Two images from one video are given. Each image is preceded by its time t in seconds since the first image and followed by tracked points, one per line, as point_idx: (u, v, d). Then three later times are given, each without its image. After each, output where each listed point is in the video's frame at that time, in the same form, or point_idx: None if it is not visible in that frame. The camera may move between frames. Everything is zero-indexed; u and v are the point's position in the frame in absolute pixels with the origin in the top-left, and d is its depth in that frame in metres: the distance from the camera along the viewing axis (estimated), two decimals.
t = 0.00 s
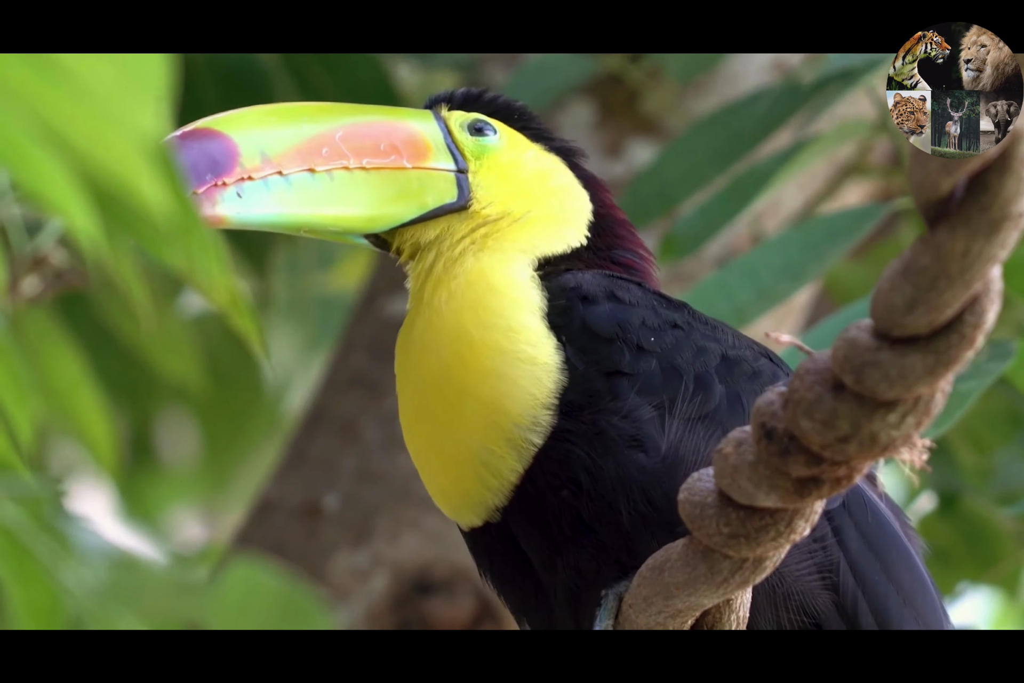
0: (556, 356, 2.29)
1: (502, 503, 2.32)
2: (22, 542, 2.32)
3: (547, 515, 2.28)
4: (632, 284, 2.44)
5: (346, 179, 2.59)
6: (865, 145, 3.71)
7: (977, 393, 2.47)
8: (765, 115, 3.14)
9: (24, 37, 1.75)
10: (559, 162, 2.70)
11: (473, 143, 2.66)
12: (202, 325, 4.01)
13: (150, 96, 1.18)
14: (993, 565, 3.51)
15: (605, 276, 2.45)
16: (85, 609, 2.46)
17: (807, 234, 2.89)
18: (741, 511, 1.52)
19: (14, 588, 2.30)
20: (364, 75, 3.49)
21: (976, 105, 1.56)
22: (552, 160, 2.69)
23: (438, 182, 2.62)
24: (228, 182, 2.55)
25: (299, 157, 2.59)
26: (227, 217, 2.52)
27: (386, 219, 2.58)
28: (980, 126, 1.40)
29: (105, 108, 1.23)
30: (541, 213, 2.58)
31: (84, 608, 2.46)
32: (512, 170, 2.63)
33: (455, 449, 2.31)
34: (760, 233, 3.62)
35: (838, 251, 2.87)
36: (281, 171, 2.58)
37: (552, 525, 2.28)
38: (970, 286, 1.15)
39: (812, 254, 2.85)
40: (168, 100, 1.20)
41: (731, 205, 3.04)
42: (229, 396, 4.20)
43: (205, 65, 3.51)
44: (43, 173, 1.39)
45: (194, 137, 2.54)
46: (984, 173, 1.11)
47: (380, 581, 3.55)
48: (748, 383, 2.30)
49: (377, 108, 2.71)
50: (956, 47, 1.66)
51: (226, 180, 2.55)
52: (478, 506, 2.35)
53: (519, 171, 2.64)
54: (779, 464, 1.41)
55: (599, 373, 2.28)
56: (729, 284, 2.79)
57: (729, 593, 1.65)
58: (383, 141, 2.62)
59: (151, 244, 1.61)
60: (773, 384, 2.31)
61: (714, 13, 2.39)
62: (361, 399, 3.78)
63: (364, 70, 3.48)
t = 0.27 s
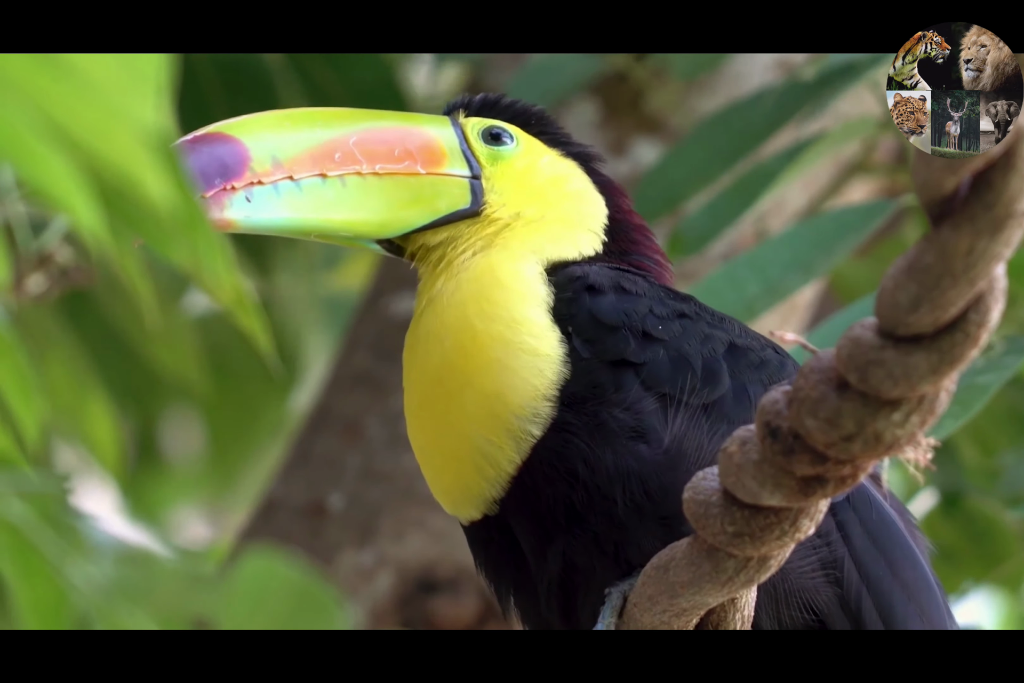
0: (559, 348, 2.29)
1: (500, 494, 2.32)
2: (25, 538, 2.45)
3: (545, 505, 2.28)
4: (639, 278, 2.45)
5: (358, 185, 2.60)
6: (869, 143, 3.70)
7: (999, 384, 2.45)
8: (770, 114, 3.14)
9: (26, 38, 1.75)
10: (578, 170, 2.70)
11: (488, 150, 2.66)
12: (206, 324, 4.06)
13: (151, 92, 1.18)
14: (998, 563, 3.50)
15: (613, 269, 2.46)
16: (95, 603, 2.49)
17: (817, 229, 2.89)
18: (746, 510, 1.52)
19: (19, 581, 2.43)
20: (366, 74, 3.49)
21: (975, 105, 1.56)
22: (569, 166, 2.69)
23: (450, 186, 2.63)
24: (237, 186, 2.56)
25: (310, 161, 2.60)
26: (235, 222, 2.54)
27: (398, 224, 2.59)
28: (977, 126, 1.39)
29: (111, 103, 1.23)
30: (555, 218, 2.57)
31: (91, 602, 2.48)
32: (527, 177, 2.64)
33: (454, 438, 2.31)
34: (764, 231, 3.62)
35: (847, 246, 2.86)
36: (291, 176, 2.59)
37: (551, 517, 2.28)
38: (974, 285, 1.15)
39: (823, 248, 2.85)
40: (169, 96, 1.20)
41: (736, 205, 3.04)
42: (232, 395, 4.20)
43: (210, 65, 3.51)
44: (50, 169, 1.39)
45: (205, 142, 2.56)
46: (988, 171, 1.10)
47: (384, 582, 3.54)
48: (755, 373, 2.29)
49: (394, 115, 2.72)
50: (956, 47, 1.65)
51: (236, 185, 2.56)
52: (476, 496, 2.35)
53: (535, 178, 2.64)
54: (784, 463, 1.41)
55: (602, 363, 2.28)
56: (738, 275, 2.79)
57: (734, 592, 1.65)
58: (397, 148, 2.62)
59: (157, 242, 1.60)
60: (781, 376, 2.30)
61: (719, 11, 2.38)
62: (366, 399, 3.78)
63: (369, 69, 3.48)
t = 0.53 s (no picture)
0: (558, 346, 2.29)
1: (495, 493, 2.33)
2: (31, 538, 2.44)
3: (541, 502, 2.27)
4: (641, 274, 2.45)
5: (371, 194, 2.60)
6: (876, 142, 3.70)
7: (1005, 387, 2.45)
8: (776, 112, 3.14)
9: (37, 37, 1.75)
10: (595, 180, 2.70)
11: (505, 159, 2.67)
12: (212, 322, 4.07)
13: (156, 96, 1.18)
14: (1005, 561, 3.50)
15: (616, 267, 2.47)
16: (101, 604, 2.46)
17: (825, 229, 2.89)
18: (751, 509, 1.52)
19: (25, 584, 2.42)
20: (368, 81, 3.51)
21: (972, 106, 1.58)
22: (584, 176, 2.69)
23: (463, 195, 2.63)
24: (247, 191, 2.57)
25: (322, 170, 2.61)
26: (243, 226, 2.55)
27: (409, 235, 2.61)
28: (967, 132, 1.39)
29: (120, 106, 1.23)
30: (567, 230, 2.58)
31: (97, 602, 2.45)
32: (541, 188, 2.64)
33: (450, 434, 2.32)
34: (770, 229, 3.62)
35: (853, 246, 2.86)
36: (302, 182, 2.60)
37: (548, 512, 2.28)
38: (980, 284, 1.15)
39: (830, 248, 2.84)
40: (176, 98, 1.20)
41: (741, 204, 3.04)
42: (238, 393, 4.21)
43: (211, 67, 3.51)
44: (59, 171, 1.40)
45: (216, 148, 2.59)
46: (994, 170, 1.10)
47: (391, 581, 3.57)
48: (759, 362, 2.30)
49: (411, 122, 2.72)
50: (956, 48, 1.66)
51: (246, 190, 2.57)
52: (471, 494, 2.35)
53: (552, 189, 2.64)
54: (791, 462, 1.41)
55: (602, 356, 2.28)
56: (745, 274, 2.79)
57: (740, 591, 1.65)
58: (413, 156, 2.62)
59: (162, 242, 1.60)
60: (786, 368, 2.30)
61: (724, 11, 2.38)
62: (371, 398, 3.79)
63: (375, 68, 3.48)
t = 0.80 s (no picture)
0: (561, 345, 2.30)
1: (492, 486, 2.34)
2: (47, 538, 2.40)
3: (542, 502, 2.28)
4: (647, 275, 2.45)
5: (393, 199, 2.61)
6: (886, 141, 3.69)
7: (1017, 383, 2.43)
8: (787, 112, 3.13)
9: (49, 38, 1.76)
10: (623, 194, 2.70)
11: (532, 170, 2.67)
12: (223, 322, 4.02)
13: (169, 98, 1.19)
14: (1017, 562, 3.48)
15: (622, 268, 2.47)
16: (114, 604, 2.45)
17: (833, 227, 2.88)
18: (762, 508, 1.52)
19: (38, 585, 2.40)
20: (374, 83, 3.51)
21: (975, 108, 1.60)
22: (610, 188, 2.70)
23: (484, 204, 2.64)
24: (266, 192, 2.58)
25: (345, 174, 2.61)
26: (259, 227, 2.56)
27: (428, 242, 2.62)
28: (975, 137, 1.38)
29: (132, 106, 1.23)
30: (589, 241, 2.59)
31: (112, 604, 2.44)
32: (566, 199, 2.65)
33: (449, 425, 2.35)
34: (781, 230, 3.61)
35: (864, 244, 2.86)
36: (323, 184, 2.61)
37: (549, 509, 2.28)
38: (991, 284, 1.15)
39: (841, 247, 2.84)
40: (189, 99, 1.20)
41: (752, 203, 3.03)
42: (248, 394, 4.21)
43: (218, 70, 3.51)
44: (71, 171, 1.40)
45: (239, 146, 2.60)
46: (1005, 170, 1.10)
47: (402, 580, 3.58)
48: (764, 360, 2.28)
49: (442, 129, 2.73)
50: (957, 47, 1.67)
51: (264, 190, 2.58)
52: (468, 487, 2.37)
53: (578, 201, 2.65)
54: (801, 462, 1.41)
55: (606, 357, 2.29)
56: (755, 272, 2.80)
57: (751, 591, 1.65)
58: (438, 163, 2.62)
59: (174, 246, 1.60)
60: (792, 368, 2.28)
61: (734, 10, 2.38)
62: (381, 399, 3.80)
63: (384, 69, 3.49)
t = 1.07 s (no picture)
0: (573, 349, 2.30)
1: (503, 491, 2.34)
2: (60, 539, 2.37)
3: (551, 505, 2.28)
4: (658, 279, 2.45)
5: (415, 204, 2.61)
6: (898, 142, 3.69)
7: None
8: (798, 113, 3.13)
9: (62, 40, 1.76)
10: (648, 204, 2.70)
11: (558, 178, 2.67)
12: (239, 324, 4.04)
13: (188, 101, 1.18)
14: None
15: (632, 272, 2.47)
16: (132, 603, 2.41)
17: (846, 227, 2.87)
18: (774, 511, 1.52)
19: (53, 585, 2.36)
20: (383, 84, 3.52)
21: (975, 105, 1.90)
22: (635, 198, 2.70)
23: (505, 210, 2.65)
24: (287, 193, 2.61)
25: (369, 177, 2.63)
26: (279, 228, 2.59)
27: (450, 247, 2.63)
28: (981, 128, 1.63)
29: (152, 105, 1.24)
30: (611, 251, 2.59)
31: (131, 602, 2.40)
32: (589, 208, 2.65)
33: (460, 428, 2.35)
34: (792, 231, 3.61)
35: (875, 245, 2.84)
36: (346, 187, 2.62)
37: (559, 513, 2.28)
38: (1003, 286, 1.15)
39: (850, 248, 2.83)
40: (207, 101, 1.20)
41: (763, 204, 3.03)
42: (260, 396, 4.23)
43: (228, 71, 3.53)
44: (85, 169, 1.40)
45: (265, 147, 2.64)
46: (1017, 171, 1.10)
47: (414, 582, 3.58)
48: (774, 367, 2.27)
49: (470, 135, 2.73)
50: (956, 48, 1.99)
51: (286, 191, 2.61)
52: (479, 492, 2.37)
53: (602, 211, 2.65)
54: (813, 464, 1.41)
55: (616, 361, 2.29)
56: (767, 273, 2.81)
57: (763, 593, 1.65)
58: (462, 169, 2.63)
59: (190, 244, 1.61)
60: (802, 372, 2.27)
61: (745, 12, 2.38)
62: (393, 400, 3.80)
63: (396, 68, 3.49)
